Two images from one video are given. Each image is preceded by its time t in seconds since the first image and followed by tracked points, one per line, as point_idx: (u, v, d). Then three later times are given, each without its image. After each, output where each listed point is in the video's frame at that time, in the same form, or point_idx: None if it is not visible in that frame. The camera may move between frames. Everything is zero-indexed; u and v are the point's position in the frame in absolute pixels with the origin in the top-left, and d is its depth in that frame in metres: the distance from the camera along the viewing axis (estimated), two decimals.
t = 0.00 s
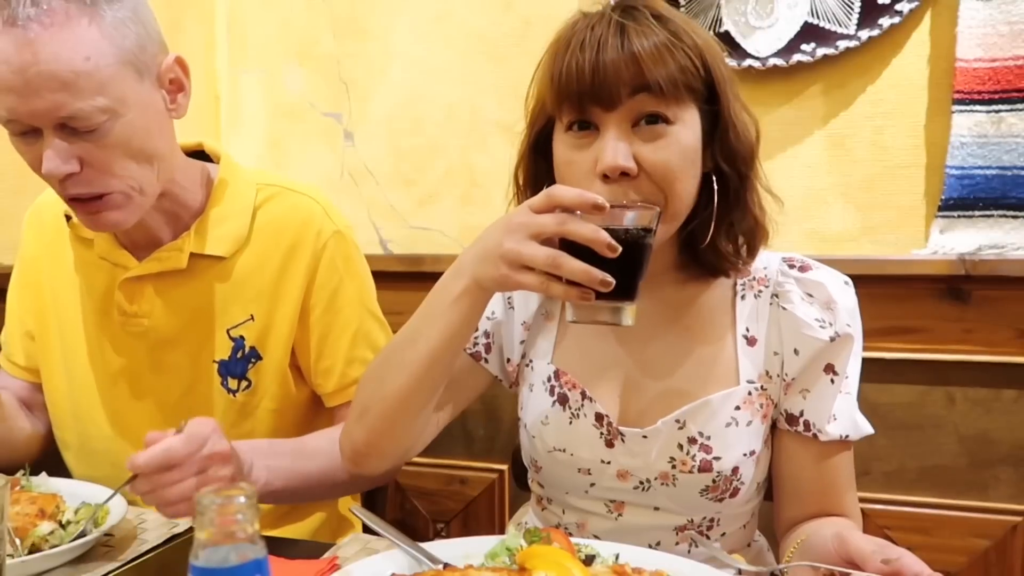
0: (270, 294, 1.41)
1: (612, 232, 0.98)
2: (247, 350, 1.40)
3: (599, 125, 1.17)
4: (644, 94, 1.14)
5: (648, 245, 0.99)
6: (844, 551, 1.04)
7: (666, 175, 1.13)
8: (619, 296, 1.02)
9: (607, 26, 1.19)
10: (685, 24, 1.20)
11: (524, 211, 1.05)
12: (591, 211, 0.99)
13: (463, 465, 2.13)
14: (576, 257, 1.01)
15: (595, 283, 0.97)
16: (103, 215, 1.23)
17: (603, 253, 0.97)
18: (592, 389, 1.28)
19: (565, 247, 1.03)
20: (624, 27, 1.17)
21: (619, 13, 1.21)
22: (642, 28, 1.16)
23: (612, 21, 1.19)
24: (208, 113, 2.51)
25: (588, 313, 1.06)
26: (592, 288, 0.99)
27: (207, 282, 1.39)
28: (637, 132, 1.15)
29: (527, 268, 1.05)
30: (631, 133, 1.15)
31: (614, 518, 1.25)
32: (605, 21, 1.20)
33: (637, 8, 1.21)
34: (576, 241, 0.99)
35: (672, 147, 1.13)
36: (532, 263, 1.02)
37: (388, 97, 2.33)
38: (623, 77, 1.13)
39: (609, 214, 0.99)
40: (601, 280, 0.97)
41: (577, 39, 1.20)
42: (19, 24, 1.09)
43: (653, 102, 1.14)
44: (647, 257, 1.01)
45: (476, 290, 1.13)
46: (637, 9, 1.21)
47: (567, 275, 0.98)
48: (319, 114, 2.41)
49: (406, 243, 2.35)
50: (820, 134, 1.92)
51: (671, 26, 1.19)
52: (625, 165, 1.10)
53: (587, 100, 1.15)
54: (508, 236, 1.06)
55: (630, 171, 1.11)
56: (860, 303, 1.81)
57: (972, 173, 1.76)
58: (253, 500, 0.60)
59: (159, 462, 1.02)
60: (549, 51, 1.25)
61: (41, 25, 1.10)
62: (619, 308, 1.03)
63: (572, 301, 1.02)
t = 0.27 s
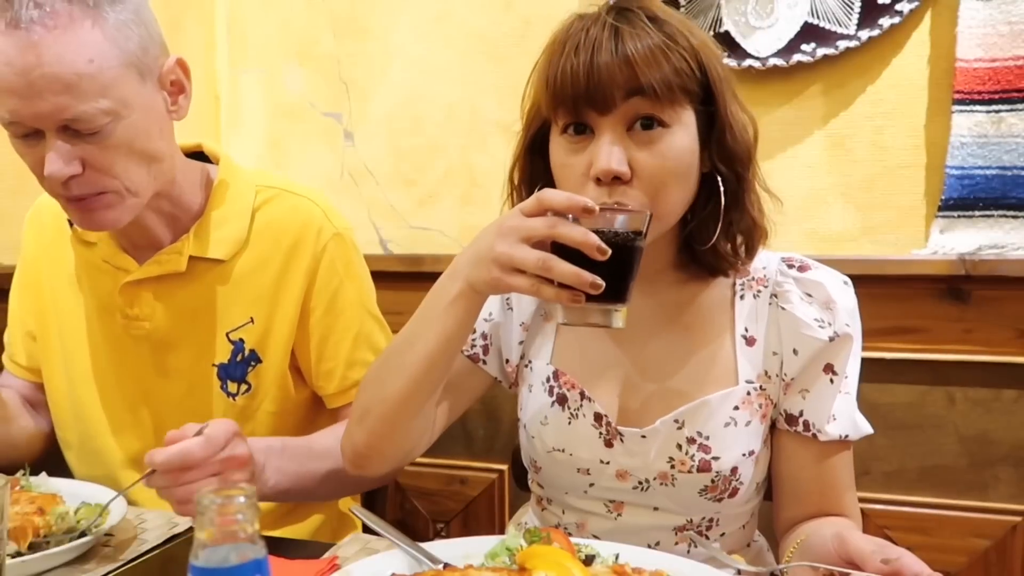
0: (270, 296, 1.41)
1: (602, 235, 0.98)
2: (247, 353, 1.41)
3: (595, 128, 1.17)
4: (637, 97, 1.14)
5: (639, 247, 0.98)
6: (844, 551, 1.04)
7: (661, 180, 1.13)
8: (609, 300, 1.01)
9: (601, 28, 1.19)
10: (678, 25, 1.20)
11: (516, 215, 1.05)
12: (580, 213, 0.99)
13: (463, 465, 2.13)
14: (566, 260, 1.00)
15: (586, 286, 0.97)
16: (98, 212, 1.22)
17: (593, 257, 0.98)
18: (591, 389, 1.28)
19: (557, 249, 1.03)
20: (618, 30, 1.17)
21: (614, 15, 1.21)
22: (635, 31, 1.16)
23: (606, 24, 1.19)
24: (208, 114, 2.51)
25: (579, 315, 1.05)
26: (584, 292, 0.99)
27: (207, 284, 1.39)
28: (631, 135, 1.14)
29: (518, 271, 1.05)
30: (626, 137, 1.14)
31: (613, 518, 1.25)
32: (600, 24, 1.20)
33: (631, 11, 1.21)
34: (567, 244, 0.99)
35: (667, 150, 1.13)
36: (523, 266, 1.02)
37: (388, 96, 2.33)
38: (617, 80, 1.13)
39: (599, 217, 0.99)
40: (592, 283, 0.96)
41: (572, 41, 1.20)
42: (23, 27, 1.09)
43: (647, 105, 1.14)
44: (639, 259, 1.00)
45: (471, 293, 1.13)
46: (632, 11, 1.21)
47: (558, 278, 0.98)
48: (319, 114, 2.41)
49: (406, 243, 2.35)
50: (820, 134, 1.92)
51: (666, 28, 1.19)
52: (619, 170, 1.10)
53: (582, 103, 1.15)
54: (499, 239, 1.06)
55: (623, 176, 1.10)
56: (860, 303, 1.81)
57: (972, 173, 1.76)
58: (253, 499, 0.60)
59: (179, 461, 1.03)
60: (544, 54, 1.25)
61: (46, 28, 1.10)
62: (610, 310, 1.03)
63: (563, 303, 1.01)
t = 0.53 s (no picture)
0: (270, 295, 1.41)
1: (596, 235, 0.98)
2: (247, 352, 1.40)
3: (590, 129, 1.17)
4: (631, 98, 1.13)
5: (634, 248, 0.98)
6: (844, 551, 1.04)
7: (657, 180, 1.13)
8: (604, 299, 1.01)
9: (596, 30, 1.19)
10: (674, 25, 1.20)
11: (511, 215, 1.06)
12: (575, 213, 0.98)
13: (463, 465, 2.13)
14: (561, 261, 1.00)
15: (580, 286, 0.97)
16: (97, 216, 1.23)
17: (588, 257, 0.97)
18: (590, 389, 1.28)
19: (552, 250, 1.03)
20: (613, 31, 1.17)
21: (609, 16, 1.21)
22: (630, 33, 1.16)
23: (601, 25, 1.19)
24: (208, 113, 2.51)
25: (572, 315, 1.04)
26: (578, 291, 0.99)
27: (207, 284, 1.39)
28: (625, 137, 1.14)
29: (514, 271, 1.05)
30: (621, 137, 1.14)
31: (613, 518, 1.25)
32: (595, 25, 1.20)
33: (626, 12, 1.21)
34: (562, 245, 0.99)
35: (662, 151, 1.13)
36: (518, 266, 1.02)
37: (388, 96, 2.33)
38: (611, 82, 1.13)
39: (594, 218, 0.98)
40: (586, 283, 0.96)
41: (568, 42, 1.20)
42: (20, 27, 1.09)
43: (641, 107, 1.14)
44: (633, 260, 1.00)
45: (468, 293, 1.13)
46: (628, 12, 1.21)
47: (552, 279, 0.98)
48: (319, 113, 2.41)
49: (406, 243, 2.35)
50: (820, 134, 1.92)
51: (662, 28, 1.19)
52: (614, 171, 1.10)
53: (577, 105, 1.15)
54: (494, 240, 1.06)
55: (618, 178, 1.11)
56: (860, 304, 1.80)
57: (972, 173, 1.76)
58: (253, 499, 0.60)
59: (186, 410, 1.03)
60: (540, 54, 1.25)
61: (42, 28, 1.10)
62: (605, 310, 1.02)
63: (558, 303, 1.01)
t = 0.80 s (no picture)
0: (268, 296, 1.42)
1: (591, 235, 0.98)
2: (246, 353, 1.40)
3: (586, 132, 1.17)
4: (627, 101, 1.13)
5: (630, 249, 0.98)
6: (844, 551, 1.04)
7: (652, 183, 1.13)
8: (599, 300, 1.01)
9: (592, 31, 1.19)
10: (671, 25, 1.20)
11: (508, 215, 1.05)
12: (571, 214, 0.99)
13: (463, 465, 2.13)
14: (557, 261, 1.00)
15: (576, 287, 0.97)
16: (97, 215, 1.23)
17: (584, 257, 0.97)
18: (590, 389, 1.28)
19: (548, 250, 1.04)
20: (609, 34, 1.17)
21: (605, 18, 1.21)
22: (626, 35, 1.16)
23: (598, 27, 1.19)
24: (208, 113, 2.51)
25: (569, 315, 1.04)
26: (574, 292, 0.99)
27: (206, 285, 1.39)
28: (621, 139, 1.14)
29: (510, 272, 1.05)
30: (616, 140, 1.14)
31: (612, 518, 1.25)
32: (592, 27, 1.20)
33: (622, 13, 1.21)
34: (557, 245, 1.00)
35: (658, 153, 1.13)
36: (514, 267, 1.03)
37: (388, 96, 2.33)
38: (606, 85, 1.13)
39: (591, 218, 0.98)
40: (581, 283, 0.97)
41: (565, 44, 1.20)
42: (15, 29, 1.08)
43: (636, 109, 1.14)
44: (630, 261, 1.00)
45: (465, 294, 1.13)
46: (624, 14, 1.21)
47: (548, 279, 0.98)
48: (319, 113, 2.41)
49: (406, 244, 2.35)
50: (820, 134, 1.92)
51: (659, 30, 1.19)
52: (608, 174, 1.11)
53: (572, 107, 1.15)
54: (491, 240, 1.06)
55: (612, 180, 1.11)
56: (860, 303, 1.81)
57: (972, 173, 1.76)
58: (253, 499, 0.61)
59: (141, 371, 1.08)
60: (537, 56, 1.25)
61: (37, 30, 1.09)
62: (600, 310, 1.02)
63: (554, 304, 1.01)
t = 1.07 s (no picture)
0: (267, 295, 1.41)
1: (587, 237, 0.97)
2: (245, 351, 1.40)
3: (584, 133, 1.17)
4: (625, 102, 1.13)
5: (626, 250, 0.98)
6: (844, 551, 1.04)
7: (650, 182, 1.13)
8: (595, 300, 1.00)
9: (590, 31, 1.19)
10: (668, 26, 1.20)
11: (504, 217, 1.06)
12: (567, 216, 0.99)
13: (463, 465, 2.13)
14: (554, 262, 1.00)
15: (572, 288, 0.98)
16: (93, 213, 1.23)
17: (579, 259, 0.97)
18: (589, 389, 1.28)
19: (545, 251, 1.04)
20: (606, 35, 1.17)
21: (603, 18, 1.21)
22: (624, 36, 1.16)
23: (595, 28, 1.19)
24: (208, 114, 2.51)
25: (564, 317, 1.03)
26: (570, 292, 0.99)
27: (206, 284, 1.39)
28: (619, 140, 1.14)
29: (506, 273, 1.05)
30: (614, 140, 1.14)
31: (612, 518, 1.25)
32: (589, 28, 1.20)
33: (620, 13, 1.21)
34: (553, 246, 1.00)
35: (657, 154, 1.13)
36: (510, 268, 1.03)
37: (388, 96, 2.33)
38: (603, 86, 1.13)
39: (588, 220, 0.98)
40: (578, 284, 0.97)
41: (563, 44, 1.20)
42: (11, 31, 1.08)
43: (633, 110, 1.14)
44: (627, 261, 1.00)
45: (463, 294, 1.13)
46: (622, 15, 1.21)
47: (544, 280, 0.98)
48: (319, 113, 2.41)
49: (407, 244, 2.35)
50: (820, 134, 1.92)
51: (656, 30, 1.19)
52: (607, 174, 1.11)
53: (570, 108, 1.16)
54: (487, 242, 1.07)
55: (611, 180, 1.11)
56: (859, 303, 1.81)
57: (972, 173, 1.76)
58: (253, 499, 0.60)
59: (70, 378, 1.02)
60: (535, 56, 1.25)
61: (33, 31, 1.09)
62: (595, 311, 1.01)
63: (551, 305, 1.01)
